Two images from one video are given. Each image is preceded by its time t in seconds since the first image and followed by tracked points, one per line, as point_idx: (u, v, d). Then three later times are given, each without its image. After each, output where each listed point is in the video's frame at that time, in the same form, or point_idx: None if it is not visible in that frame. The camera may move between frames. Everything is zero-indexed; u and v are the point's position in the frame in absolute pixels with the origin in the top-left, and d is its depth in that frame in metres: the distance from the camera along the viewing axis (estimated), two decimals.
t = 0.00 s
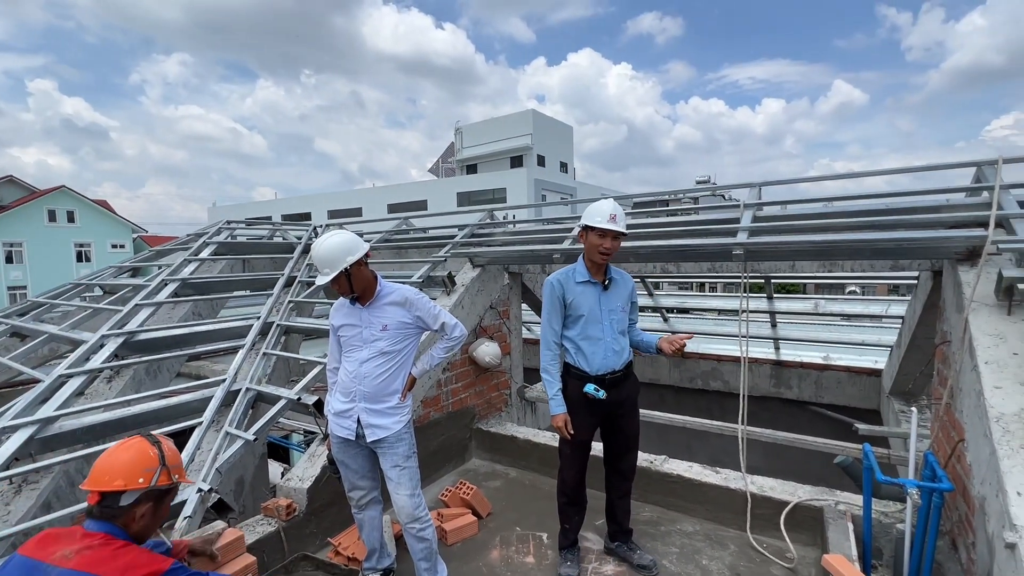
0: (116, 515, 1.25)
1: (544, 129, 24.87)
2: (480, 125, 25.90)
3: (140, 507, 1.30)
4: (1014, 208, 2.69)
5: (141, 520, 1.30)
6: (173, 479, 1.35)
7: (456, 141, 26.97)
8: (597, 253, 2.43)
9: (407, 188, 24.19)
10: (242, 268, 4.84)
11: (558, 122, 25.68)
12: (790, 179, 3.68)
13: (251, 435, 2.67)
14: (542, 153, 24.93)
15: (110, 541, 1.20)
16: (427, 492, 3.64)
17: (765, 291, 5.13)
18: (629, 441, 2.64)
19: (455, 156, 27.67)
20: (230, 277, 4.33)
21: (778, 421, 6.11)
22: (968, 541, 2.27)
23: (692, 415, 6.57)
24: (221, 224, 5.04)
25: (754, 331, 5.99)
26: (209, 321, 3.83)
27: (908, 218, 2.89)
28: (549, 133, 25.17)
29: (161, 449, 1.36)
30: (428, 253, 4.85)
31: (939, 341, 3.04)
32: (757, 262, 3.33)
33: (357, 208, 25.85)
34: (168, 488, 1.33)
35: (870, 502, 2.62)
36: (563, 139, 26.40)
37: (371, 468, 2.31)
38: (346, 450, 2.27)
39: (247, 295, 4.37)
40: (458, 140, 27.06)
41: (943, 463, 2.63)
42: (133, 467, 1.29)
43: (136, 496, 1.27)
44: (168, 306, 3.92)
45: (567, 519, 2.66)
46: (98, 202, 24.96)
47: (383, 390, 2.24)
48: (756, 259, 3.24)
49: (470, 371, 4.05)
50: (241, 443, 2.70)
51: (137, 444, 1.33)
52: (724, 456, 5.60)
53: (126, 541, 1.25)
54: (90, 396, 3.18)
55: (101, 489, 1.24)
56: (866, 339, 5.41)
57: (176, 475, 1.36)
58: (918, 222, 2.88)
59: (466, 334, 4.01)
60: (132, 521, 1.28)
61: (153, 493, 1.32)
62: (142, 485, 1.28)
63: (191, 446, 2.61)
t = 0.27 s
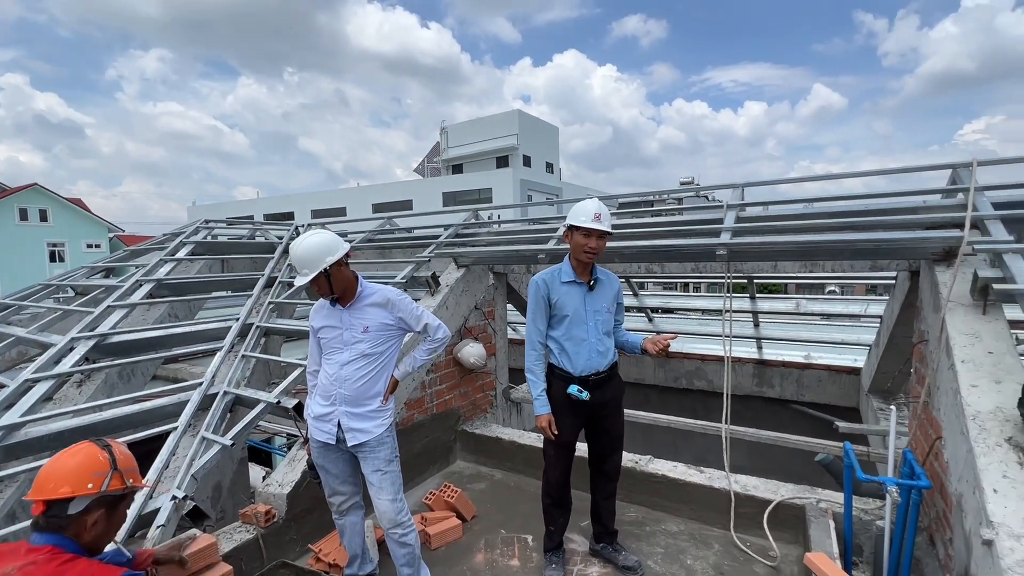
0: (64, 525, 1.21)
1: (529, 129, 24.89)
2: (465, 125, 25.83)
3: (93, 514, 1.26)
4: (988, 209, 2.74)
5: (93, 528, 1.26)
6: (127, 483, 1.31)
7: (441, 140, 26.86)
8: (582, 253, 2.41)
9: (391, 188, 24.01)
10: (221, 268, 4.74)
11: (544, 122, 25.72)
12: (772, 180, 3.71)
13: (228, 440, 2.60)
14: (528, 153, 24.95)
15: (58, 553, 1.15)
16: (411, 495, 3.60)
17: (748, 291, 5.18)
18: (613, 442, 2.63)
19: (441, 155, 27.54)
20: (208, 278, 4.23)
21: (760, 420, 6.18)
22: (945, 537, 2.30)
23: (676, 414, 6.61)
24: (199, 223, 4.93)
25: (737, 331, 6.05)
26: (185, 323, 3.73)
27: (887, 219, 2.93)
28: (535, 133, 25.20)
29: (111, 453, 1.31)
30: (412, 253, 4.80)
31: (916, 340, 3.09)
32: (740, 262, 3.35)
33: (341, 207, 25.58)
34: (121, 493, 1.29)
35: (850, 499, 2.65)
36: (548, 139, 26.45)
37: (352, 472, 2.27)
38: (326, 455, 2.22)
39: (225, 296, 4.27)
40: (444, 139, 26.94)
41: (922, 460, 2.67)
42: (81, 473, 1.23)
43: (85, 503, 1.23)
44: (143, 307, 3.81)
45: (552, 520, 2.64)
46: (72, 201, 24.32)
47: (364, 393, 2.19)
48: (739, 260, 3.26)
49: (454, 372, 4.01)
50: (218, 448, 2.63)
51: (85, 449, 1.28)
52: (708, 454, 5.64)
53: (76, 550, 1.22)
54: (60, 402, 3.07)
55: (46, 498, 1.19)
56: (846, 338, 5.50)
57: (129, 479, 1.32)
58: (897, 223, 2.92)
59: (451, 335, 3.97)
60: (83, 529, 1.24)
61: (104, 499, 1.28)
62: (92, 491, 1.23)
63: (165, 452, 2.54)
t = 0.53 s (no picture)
0: None
1: (509, 129, 24.89)
2: (445, 125, 25.69)
3: (22, 528, 1.20)
4: (953, 211, 2.82)
5: (23, 543, 1.20)
6: (61, 494, 1.25)
7: (420, 140, 26.67)
8: (561, 253, 2.39)
9: (370, 187, 23.74)
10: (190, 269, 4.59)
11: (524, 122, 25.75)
12: (747, 181, 3.76)
13: (195, 447, 2.51)
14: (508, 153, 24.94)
15: None
16: (388, 499, 3.53)
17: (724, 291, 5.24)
18: (592, 443, 2.62)
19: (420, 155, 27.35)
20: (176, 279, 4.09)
21: (737, 417, 6.27)
22: (914, 531, 2.35)
23: (655, 413, 6.67)
24: (166, 222, 4.76)
25: (714, 330, 6.13)
26: (151, 325, 3.60)
27: (858, 220, 2.99)
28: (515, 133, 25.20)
29: (43, 462, 1.24)
30: (389, 253, 4.73)
31: (886, 339, 3.16)
32: (716, 262, 3.38)
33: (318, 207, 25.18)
34: (53, 504, 1.23)
35: (823, 496, 2.69)
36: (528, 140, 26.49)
37: (325, 479, 2.21)
38: (297, 461, 2.16)
39: (194, 298, 4.14)
40: (423, 139, 26.76)
41: (891, 456, 2.73)
42: (8, 484, 1.17)
43: (13, 517, 1.17)
44: (105, 309, 3.66)
45: (530, 523, 2.62)
46: (34, 198, 23.40)
47: (337, 397, 2.14)
48: (715, 260, 3.29)
49: (432, 374, 3.96)
50: (184, 455, 2.54)
51: (13, 458, 1.22)
52: (685, 453, 5.70)
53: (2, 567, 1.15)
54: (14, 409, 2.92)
55: None
56: (819, 337, 5.62)
57: (64, 490, 1.26)
58: (867, 224, 2.99)
59: (429, 336, 3.92)
60: (12, 545, 1.18)
61: (36, 512, 1.22)
62: (20, 503, 1.17)
63: (127, 460, 2.45)
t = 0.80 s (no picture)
0: None
1: (484, 130, 24.83)
2: (419, 124, 25.47)
3: None
4: (910, 213, 2.92)
5: None
6: None
7: (394, 139, 26.37)
8: (534, 253, 2.37)
9: (342, 186, 23.35)
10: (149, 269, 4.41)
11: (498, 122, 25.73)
12: (716, 183, 3.83)
13: (152, 456, 2.39)
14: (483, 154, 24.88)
15: None
16: (358, 505, 3.46)
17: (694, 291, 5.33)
18: (565, 445, 2.61)
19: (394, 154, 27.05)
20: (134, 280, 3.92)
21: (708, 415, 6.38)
22: (875, 524, 2.42)
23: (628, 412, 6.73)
24: (124, 221, 4.57)
25: (685, 330, 6.22)
26: (106, 329, 3.43)
27: (821, 222, 3.07)
28: (489, 134, 25.17)
29: None
30: (360, 254, 4.64)
31: (848, 337, 3.25)
32: (687, 263, 3.42)
33: (288, 206, 24.64)
34: None
35: (790, 491, 2.75)
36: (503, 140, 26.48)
37: (292, 487, 2.14)
38: (262, 469, 2.08)
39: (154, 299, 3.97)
40: (397, 138, 26.47)
41: (854, 451, 2.80)
42: None
43: None
44: (56, 312, 3.48)
45: (504, 526, 2.60)
46: None
47: (304, 402, 2.07)
48: (686, 261, 3.33)
49: (405, 376, 3.90)
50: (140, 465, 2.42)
51: None
52: (658, 451, 5.77)
53: None
54: None
55: None
56: (785, 335, 5.76)
57: None
58: (830, 225, 3.07)
59: (401, 338, 3.86)
60: None
61: None
62: None
63: (78, 472, 2.33)
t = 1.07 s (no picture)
0: None
1: (454, 129, 24.69)
2: (387, 123, 25.13)
3: None
4: (863, 216, 3.04)
5: None
6: None
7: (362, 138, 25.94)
8: (501, 254, 2.36)
9: (308, 185, 22.82)
10: (98, 270, 4.19)
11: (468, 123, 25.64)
12: (681, 186, 3.90)
13: (98, 469, 2.26)
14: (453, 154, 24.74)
15: None
16: (323, 513, 3.37)
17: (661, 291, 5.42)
18: (534, 446, 2.61)
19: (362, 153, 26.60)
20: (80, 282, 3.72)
21: (675, 413, 6.50)
22: (832, 516, 2.50)
23: (598, 412, 6.79)
24: (70, 219, 4.33)
25: (652, 329, 6.32)
26: (49, 334, 3.24)
27: (781, 224, 3.16)
28: (459, 134, 25.04)
29: None
30: (325, 254, 4.53)
31: (806, 336, 3.36)
32: (654, 264, 3.47)
33: (251, 205, 23.92)
34: None
35: (753, 487, 2.81)
36: (473, 140, 26.40)
37: (251, 497, 2.06)
38: (218, 479, 2.00)
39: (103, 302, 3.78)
40: (365, 137, 26.05)
41: (812, 446, 2.90)
42: None
43: None
44: None
45: (472, 530, 2.57)
46: None
47: (263, 408, 1.99)
48: (652, 261, 3.38)
49: (372, 380, 3.83)
50: (86, 478, 2.29)
51: None
52: (627, 449, 5.84)
53: None
54: None
55: None
56: (748, 334, 5.92)
57: None
58: (790, 228, 3.16)
59: (367, 341, 3.78)
60: None
61: None
62: None
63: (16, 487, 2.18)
